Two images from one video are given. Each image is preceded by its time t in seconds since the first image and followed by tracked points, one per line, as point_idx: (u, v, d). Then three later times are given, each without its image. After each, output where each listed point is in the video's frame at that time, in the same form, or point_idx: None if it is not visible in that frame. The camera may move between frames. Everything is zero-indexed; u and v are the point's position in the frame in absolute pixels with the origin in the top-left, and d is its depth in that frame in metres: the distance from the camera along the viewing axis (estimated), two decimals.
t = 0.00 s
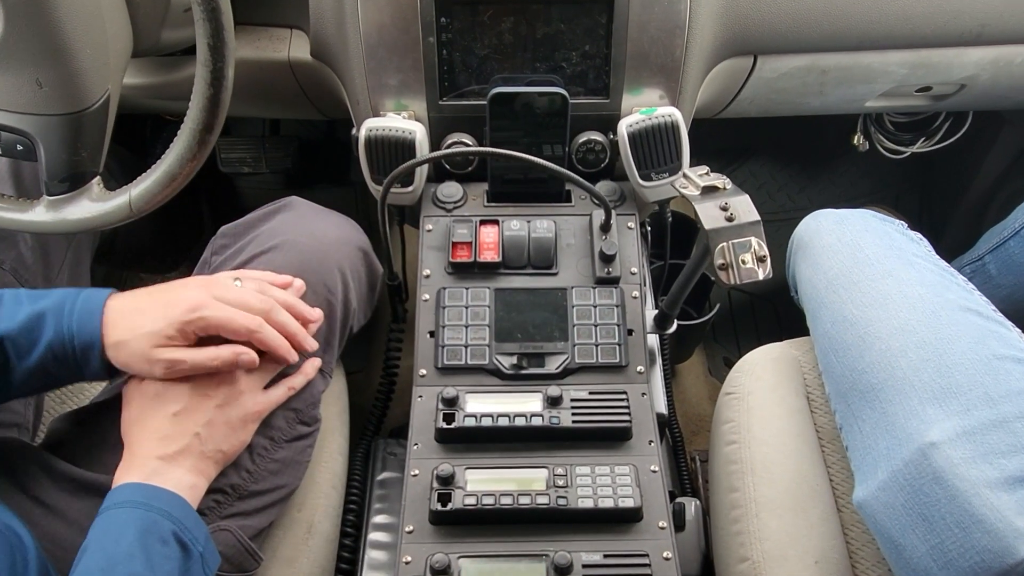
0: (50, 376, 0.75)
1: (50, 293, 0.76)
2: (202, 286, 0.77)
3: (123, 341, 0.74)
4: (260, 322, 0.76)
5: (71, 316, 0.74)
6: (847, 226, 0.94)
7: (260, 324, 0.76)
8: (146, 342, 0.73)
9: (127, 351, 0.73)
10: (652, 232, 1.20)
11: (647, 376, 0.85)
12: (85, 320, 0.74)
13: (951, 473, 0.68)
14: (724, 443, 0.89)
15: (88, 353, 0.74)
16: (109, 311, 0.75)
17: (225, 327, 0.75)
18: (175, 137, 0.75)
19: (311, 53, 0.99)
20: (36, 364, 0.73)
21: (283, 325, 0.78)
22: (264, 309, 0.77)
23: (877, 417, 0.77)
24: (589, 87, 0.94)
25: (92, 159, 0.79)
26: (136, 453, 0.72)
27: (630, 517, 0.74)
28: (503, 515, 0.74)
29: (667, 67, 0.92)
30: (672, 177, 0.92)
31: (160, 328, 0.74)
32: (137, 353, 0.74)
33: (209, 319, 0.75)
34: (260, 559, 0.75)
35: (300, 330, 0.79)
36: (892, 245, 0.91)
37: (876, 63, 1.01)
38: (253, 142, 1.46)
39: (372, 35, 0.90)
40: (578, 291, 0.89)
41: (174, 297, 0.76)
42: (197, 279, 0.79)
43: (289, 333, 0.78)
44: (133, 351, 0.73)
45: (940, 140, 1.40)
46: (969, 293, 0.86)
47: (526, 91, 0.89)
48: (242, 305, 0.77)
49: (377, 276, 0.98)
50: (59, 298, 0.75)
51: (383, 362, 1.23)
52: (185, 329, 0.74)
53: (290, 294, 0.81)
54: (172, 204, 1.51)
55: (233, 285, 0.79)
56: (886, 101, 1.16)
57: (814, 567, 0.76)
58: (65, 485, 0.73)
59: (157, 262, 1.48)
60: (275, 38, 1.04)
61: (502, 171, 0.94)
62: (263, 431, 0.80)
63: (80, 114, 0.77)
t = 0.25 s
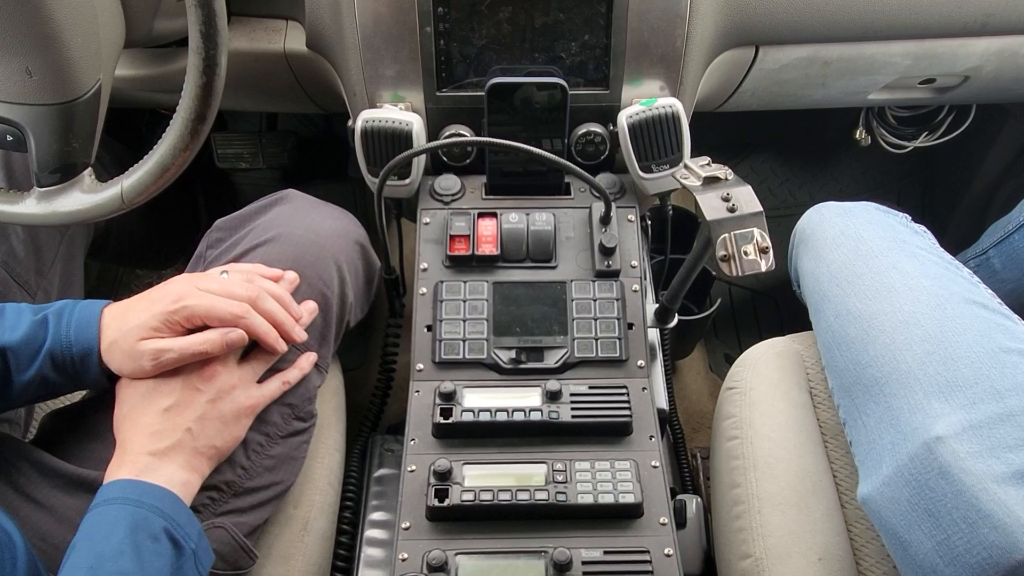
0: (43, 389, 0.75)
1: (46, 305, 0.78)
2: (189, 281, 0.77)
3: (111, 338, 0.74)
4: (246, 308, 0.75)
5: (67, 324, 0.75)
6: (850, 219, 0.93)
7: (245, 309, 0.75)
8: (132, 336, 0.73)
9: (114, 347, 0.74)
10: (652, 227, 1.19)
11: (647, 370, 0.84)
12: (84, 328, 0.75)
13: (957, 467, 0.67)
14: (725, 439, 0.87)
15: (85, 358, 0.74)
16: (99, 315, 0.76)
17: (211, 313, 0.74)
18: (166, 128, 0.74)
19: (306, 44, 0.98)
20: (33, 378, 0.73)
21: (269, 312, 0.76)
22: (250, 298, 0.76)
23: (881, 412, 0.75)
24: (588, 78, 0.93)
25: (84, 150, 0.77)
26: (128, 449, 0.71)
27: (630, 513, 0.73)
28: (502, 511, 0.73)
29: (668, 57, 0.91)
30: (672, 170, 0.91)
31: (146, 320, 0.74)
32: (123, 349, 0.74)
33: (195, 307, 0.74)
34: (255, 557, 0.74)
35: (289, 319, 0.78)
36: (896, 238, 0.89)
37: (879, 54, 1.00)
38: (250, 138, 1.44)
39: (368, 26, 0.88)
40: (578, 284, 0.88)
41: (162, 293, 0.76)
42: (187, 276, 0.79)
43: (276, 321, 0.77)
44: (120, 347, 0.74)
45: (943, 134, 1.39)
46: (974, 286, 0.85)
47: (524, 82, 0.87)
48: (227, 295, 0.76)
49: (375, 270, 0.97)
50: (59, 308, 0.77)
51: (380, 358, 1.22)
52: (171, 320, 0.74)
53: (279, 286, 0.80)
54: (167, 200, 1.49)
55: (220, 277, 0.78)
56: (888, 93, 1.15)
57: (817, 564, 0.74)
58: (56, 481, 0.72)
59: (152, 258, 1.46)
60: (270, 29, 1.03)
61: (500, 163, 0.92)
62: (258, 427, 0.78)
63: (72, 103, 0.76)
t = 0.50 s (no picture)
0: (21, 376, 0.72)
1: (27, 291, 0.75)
2: (188, 273, 0.75)
3: (110, 332, 0.72)
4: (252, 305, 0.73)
5: (47, 311, 0.72)
6: (852, 216, 0.92)
7: (251, 306, 0.74)
8: (131, 331, 0.71)
9: (113, 342, 0.72)
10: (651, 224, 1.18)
11: (646, 367, 0.83)
12: (63, 316, 0.72)
13: (961, 465, 0.66)
14: (725, 437, 0.86)
15: (65, 346, 0.72)
16: (90, 306, 0.73)
17: (218, 310, 0.73)
18: (159, 122, 0.72)
19: (302, 39, 0.97)
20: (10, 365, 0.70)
21: (274, 308, 0.76)
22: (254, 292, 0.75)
23: (883, 409, 0.74)
24: (587, 73, 0.92)
25: (76, 145, 0.76)
26: (120, 447, 0.70)
27: (629, 512, 0.72)
28: (499, 510, 0.72)
29: (667, 52, 0.90)
30: (672, 165, 0.90)
31: (148, 315, 0.72)
32: (123, 344, 0.72)
33: (198, 303, 0.72)
34: (249, 557, 0.73)
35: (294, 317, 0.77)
36: (898, 234, 0.88)
37: (880, 49, 0.99)
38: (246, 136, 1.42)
39: (365, 20, 0.87)
40: (576, 281, 0.87)
41: (159, 284, 0.74)
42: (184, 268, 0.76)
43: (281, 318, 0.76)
44: (119, 341, 0.71)
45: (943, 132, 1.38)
46: (977, 282, 0.84)
47: (524, 76, 0.86)
48: (230, 290, 0.75)
49: (372, 267, 0.96)
50: (37, 293, 0.73)
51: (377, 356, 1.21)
52: (174, 316, 0.72)
53: (278, 282, 0.79)
54: (163, 198, 1.48)
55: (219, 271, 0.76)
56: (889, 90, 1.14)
57: (819, 564, 0.73)
58: (47, 480, 0.71)
59: (148, 257, 1.45)
60: (265, 24, 1.02)
61: (498, 159, 0.92)
62: (253, 425, 0.77)
63: (63, 97, 0.74)
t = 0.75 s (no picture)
0: None
1: None
2: (167, 241, 0.67)
3: (82, 315, 0.63)
4: (247, 262, 0.65)
5: None
6: (854, 210, 0.90)
7: (246, 264, 0.65)
8: (110, 311, 0.63)
9: (87, 326, 0.63)
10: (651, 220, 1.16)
11: (646, 363, 0.81)
12: (7, 295, 0.64)
13: (967, 462, 0.64)
14: (726, 434, 0.85)
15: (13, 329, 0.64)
16: (53, 285, 0.65)
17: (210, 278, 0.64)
18: (149, 112, 0.70)
19: (296, 30, 0.95)
20: None
21: (271, 252, 0.70)
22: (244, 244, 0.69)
23: (887, 405, 0.73)
24: (585, 65, 0.90)
25: (64, 137, 0.75)
26: (110, 443, 0.69)
27: (629, 509, 0.71)
28: (496, 508, 0.70)
29: (666, 43, 0.89)
30: (672, 158, 0.89)
31: (128, 292, 0.63)
32: (99, 327, 0.63)
33: (185, 274, 0.64)
34: (242, 556, 0.72)
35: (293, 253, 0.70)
36: (901, 228, 0.87)
37: (883, 41, 0.98)
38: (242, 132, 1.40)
39: (360, 11, 0.86)
40: (575, 276, 0.86)
41: (135, 256, 0.65)
42: (160, 233, 0.68)
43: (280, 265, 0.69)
44: (94, 324, 0.63)
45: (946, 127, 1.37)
46: (981, 277, 0.82)
47: (522, 68, 0.84)
48: (220, 251, 0.67)
49: (367, 262, 0.94)
50: None
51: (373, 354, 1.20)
52: (159, 291, 0.64)
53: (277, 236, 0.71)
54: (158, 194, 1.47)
55: (199, 233, 0.68)
56: (891, 83, 1.13)
57: (821, 563, 0.72)
58: (34, 477, 0.70)
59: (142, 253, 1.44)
60: (259, 16, 1.00)
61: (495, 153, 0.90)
62: (245, 422, 0.76)
63: (51, 88, 0.73)
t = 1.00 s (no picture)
0: None
1: None
2: (177, 231, 0.66)
3: (91, 304, 0.62)
4: (260, 253, 0.65)
5: None
6: (856, 203, 0.89)
7: (260, 255, 0.65)
8: (120, 300, 0.62)
9: (95, 315, 0.62)
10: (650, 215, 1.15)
11: (646, 359, 0.80)
12: (10, 280, 0.63)
13: (972, 457, 0.63)
14: (726, 431, 0.84)
15: (16, 313, 0.62)
16: (58, 272, 0.63)
17: (224, 269, 0.63)
18: (141, 103, 0.69)
19: (292, 23, 0.94)
20: None
21: (280, 241, 0.70)
22: (254, 233, 0.69)
23: (890, 400, 0.72)
24: (584, 57, 0.89)
25: (55, 129, 0.74)
26: (100, 438, 0.68)
27: (628, 506, 0.70)
28: (493, 505, 0.69)
29: (666, 35, 0.88)
30: (671, 151, 0.88)
31: (139, 282, 0.62)
32: (108, 317, 0.62)
33: (200, 267, 0.63)
34: (235, 554, 0.70)
35: (302, 242, 0.71)
36: (904, 222, 0.86)
37: (885, 34, 0.97)
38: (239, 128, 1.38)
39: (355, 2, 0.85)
40: (573, 270, 0.84)
41: (146, 245, 0.63)
42: (167, 222, 0.67)
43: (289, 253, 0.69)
44: (102, 314, 0.62)
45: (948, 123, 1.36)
46: (986, 271, 0.81)
47: (519, 60, 0.83)
48: (232, 242, 0.67)
49: (363, 258, 0.93)
50: None
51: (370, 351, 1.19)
52: (171, 282, 0.63)
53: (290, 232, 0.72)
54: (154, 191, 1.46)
55: (209, 222, 0.68)
56: (893, 77, 1.12)
57: (824, 560, 0.71)
58: (23, 474, 0.68)
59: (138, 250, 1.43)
60: (254, 8, 0.99)
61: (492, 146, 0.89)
62: (239, 418, 0.75)
63: (41, 79, 0.72)
